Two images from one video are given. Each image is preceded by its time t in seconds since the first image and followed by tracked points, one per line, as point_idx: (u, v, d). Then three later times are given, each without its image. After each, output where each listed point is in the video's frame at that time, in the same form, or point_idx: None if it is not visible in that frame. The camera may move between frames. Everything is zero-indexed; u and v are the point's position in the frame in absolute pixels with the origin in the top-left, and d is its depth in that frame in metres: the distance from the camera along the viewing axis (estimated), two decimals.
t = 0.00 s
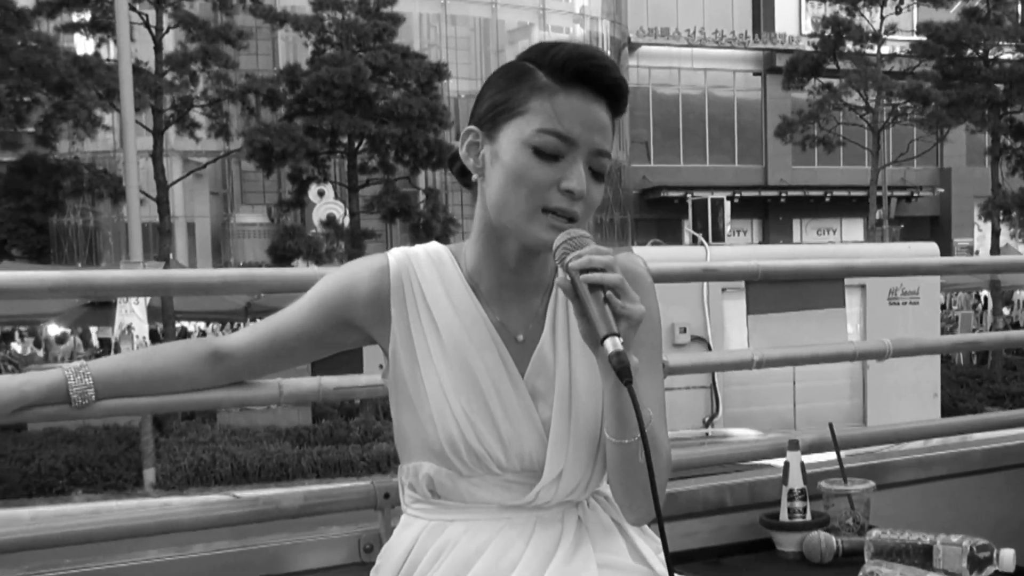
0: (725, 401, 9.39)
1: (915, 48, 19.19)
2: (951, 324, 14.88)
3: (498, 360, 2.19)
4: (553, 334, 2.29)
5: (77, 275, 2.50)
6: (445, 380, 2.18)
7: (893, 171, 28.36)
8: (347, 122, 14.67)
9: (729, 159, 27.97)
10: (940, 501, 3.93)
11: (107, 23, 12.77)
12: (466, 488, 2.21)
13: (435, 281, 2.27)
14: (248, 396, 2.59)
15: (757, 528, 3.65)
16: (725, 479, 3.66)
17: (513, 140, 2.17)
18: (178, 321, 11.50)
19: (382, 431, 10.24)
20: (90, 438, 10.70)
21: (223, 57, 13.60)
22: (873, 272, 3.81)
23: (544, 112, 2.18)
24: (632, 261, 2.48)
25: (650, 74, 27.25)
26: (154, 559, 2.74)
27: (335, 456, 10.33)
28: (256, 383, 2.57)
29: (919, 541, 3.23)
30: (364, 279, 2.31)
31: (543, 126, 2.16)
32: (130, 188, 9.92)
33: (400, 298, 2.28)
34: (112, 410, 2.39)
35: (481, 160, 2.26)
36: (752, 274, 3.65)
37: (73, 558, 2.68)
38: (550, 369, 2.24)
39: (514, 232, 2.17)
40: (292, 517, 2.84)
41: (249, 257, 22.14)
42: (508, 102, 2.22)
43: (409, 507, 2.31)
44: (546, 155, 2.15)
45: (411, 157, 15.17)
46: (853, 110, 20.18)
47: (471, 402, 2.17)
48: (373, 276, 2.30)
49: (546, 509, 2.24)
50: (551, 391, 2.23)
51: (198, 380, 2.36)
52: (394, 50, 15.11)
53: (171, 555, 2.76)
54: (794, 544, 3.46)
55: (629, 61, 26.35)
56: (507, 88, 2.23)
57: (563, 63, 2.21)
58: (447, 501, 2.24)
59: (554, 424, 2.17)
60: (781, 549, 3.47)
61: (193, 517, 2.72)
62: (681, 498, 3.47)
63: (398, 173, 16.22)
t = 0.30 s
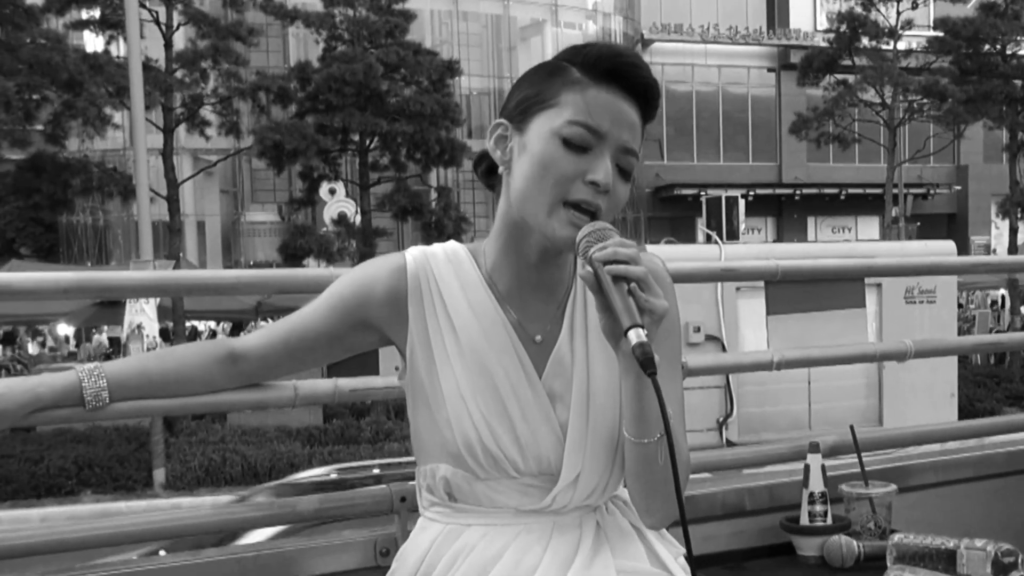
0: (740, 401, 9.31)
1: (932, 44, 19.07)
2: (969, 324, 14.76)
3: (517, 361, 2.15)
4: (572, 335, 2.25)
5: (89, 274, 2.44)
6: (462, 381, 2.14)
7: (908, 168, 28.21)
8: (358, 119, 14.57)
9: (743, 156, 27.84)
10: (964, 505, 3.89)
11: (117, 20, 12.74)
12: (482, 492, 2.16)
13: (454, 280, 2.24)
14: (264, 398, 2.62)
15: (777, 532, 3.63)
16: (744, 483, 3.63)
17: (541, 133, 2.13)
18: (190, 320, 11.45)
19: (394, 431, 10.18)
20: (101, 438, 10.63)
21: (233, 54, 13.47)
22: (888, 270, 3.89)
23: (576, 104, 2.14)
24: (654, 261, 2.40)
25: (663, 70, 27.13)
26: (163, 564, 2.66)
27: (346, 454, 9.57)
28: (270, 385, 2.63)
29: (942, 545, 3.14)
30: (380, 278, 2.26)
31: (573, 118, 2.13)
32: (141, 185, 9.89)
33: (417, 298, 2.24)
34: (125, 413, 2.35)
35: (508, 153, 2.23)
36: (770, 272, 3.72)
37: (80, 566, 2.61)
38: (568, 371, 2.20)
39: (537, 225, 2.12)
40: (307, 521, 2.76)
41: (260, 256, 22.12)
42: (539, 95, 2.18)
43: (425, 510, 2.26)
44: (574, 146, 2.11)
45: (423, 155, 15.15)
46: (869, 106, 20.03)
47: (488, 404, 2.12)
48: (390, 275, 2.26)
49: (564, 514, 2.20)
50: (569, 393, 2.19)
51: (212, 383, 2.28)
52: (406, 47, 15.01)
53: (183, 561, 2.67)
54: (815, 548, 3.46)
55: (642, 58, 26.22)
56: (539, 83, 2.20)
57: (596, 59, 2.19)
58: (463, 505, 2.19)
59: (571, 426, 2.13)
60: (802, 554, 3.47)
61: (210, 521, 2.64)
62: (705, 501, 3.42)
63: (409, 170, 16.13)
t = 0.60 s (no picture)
0: (751, 402, 9.10)
1: (950, 34, 18.76)
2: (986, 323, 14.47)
3: (527, 360, 2.09)
4: (584, 334, 2.19)
5: (89, 273, 2.31)
6: (471, 382, 2.08)
7: (925, 162, 27.84)
8: (360, 112, 14.33)
9: (755, 150, 27.45)
10: (985, 510, 3.91)
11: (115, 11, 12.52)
12: (491, 495, 2.10)
13: (463, 277, 2.17)
14: (265, 401, 2.52)
15: (793, 539, 3.58)
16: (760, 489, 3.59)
17: (558, 121, 2.11)
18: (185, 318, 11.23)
19: (395, 432, 9.96)
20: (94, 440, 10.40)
21: (233, 46, 13.23)
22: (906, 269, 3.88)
23: (593, 93, 2.12)
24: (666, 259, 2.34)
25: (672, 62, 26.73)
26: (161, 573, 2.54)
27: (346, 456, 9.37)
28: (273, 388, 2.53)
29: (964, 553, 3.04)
30: (387, 275, 2.19)
31: (591, 106, 2.11)
32: (137, 180, 9.64)
33: (424, 295, 2.17)
34: (125, 415, 2.25)
35: (523, 144, 2.20)
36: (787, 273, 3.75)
37: None
38: (579, 372, 2.14)
39: (554, 216, 2.08)
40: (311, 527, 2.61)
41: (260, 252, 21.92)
42: (557, 83, 2.17)
43: (431, 517, 2.19)
44: (591, 136, 2.08)
45: (425, 149, 14.84)
46: (885, 98, 19.65)
47: (497, 405, 2.06)
48: (396, 273, 2.18)
49: (574, 521, 2.14)
50: (580, 395, 2.13)
51: (213, 385, 2.17)
52: (409, 38, 14.75)
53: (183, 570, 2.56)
54: (833, 557, 3.44)
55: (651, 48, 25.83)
56: (556, 72, 2.18)
57: (615, 50, 2.19)
58: (472, 511, 2.13)
59: (582, 428, 2.07)
60: (819, 562, 3.44)
61: (211, 529, 2.49)
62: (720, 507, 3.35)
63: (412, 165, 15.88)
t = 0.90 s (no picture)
0: (764, 405, 8.92)
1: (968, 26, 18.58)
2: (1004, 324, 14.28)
3: (540, 368, 2.10)
4: (599, 337, 2.20)
5: (90, 276, 2.30)
6: (483, 389, 2.09)
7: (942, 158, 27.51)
8: (361, 109, 14.09)
9: (767, 146, 27.19)
10: (1005, 519, 3.99)
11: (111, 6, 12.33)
12: (504, 504, 2.10)
13: (474, 282, 2.18)
14: (269, 406, 2.45)
15: (812, 546, 3.67)
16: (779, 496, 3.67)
17: (566, 128, 2.07)
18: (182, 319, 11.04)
19: (400, 437, 9.78)
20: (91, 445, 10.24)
21: (232, 41, 13.03)
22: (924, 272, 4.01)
23: (600, 97, 2.08)
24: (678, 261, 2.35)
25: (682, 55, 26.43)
26: None
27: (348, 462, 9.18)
28: (278, 393, 2.46)
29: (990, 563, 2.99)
30: (397, 279, 2.19)
31: (598, 113, 2.07)
32: (135, 179, 9.46)
33: (435, 299, 2.18)
34: (129, 423, 2.22)
35: (531, 149, 2.17)
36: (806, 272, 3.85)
37: None
38: (593, 377, 2.15)
39: (565, 227, 2.05)
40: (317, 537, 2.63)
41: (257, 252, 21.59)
42: (563, 86, 2.13)
43: (442, 526, 2.19)
44: (602, 140, 2.05)
45: (429, 146, 14.66)
46: (900, 92, 19.40)
47: (510, 412, 2.06)
48: (406, 276, 2.19)
49: (588, 530, 2.13)
50: (594, 400, 2.13)
51: (217, 392, 2.18)
52: (411, 32, 14.50)
53: None
54: (852, 565, 3.44)
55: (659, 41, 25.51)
56: (563, 73, 2.14)
57: (623, 48, 2.13)
58: (483, 520, 2.12)
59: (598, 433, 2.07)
60: (838, 570, 3.46)
61: (213, 538, 2.50)
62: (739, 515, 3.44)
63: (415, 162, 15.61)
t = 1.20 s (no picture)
0: (776, 410, 8.91)
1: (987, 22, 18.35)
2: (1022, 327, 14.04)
3: (552, 376, 2.10)
4: (611, 345, 2.21)
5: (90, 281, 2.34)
6: (495, 398, 2.08)
7: (959, 156, 27.21)
8: (364, 106, 13.80)
9: (779, 143, 26.94)
10: None
11: (109, 1, 12.13)
12: (515, 516, 2.09)
13: (486, 288, 2.18)
14: (278, 413, 2.37)
15: (830, 557, 3.47)
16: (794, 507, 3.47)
17: (578, 133, 2.04)
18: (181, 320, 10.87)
19: (402, 442, 9.52)
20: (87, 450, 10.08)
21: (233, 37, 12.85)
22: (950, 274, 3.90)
23: (612, 102, 2.05)
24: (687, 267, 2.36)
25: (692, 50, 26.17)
26: None
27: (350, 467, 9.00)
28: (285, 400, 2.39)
29: None
30: (405, 284, 2.18)
31: (611, 118, 2.04)
32: (133, 178, 9.27)
33: (444, 305, 2.17)
34: (132, 430, 2.19)
35: (539, 155, 2.12)
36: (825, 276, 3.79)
37: None
38: (607, 386, 2.15)
39: (581, 232, 2.03)
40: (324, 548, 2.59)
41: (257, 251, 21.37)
42: (573, 88, 2.09)
43: (451, 537, 2.17)
44: (613, 146, 2.03)
45: (433, 144, 14.43)
46: (916, 88, 19.15)
47: (523, 421, 2.06)
48: (415, 281, 2.18)
49: (601, 542, 2.12)
50: (608, 408, 2.13)
51: (221, 398, 2.17)
52: (415, 28, 14.30)
53: None
54: None
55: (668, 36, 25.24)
56: (571, 74, 2.11)
57: (635, 43, 2.09)
58: (493, 532, 2.11)
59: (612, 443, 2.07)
60: None
61: (214, 549, 2.47)
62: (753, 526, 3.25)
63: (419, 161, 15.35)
